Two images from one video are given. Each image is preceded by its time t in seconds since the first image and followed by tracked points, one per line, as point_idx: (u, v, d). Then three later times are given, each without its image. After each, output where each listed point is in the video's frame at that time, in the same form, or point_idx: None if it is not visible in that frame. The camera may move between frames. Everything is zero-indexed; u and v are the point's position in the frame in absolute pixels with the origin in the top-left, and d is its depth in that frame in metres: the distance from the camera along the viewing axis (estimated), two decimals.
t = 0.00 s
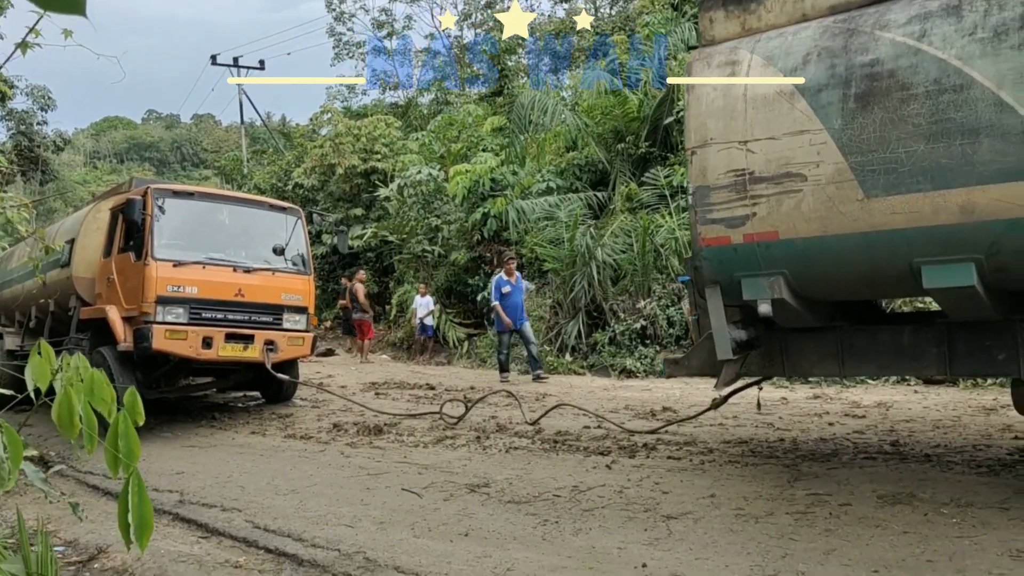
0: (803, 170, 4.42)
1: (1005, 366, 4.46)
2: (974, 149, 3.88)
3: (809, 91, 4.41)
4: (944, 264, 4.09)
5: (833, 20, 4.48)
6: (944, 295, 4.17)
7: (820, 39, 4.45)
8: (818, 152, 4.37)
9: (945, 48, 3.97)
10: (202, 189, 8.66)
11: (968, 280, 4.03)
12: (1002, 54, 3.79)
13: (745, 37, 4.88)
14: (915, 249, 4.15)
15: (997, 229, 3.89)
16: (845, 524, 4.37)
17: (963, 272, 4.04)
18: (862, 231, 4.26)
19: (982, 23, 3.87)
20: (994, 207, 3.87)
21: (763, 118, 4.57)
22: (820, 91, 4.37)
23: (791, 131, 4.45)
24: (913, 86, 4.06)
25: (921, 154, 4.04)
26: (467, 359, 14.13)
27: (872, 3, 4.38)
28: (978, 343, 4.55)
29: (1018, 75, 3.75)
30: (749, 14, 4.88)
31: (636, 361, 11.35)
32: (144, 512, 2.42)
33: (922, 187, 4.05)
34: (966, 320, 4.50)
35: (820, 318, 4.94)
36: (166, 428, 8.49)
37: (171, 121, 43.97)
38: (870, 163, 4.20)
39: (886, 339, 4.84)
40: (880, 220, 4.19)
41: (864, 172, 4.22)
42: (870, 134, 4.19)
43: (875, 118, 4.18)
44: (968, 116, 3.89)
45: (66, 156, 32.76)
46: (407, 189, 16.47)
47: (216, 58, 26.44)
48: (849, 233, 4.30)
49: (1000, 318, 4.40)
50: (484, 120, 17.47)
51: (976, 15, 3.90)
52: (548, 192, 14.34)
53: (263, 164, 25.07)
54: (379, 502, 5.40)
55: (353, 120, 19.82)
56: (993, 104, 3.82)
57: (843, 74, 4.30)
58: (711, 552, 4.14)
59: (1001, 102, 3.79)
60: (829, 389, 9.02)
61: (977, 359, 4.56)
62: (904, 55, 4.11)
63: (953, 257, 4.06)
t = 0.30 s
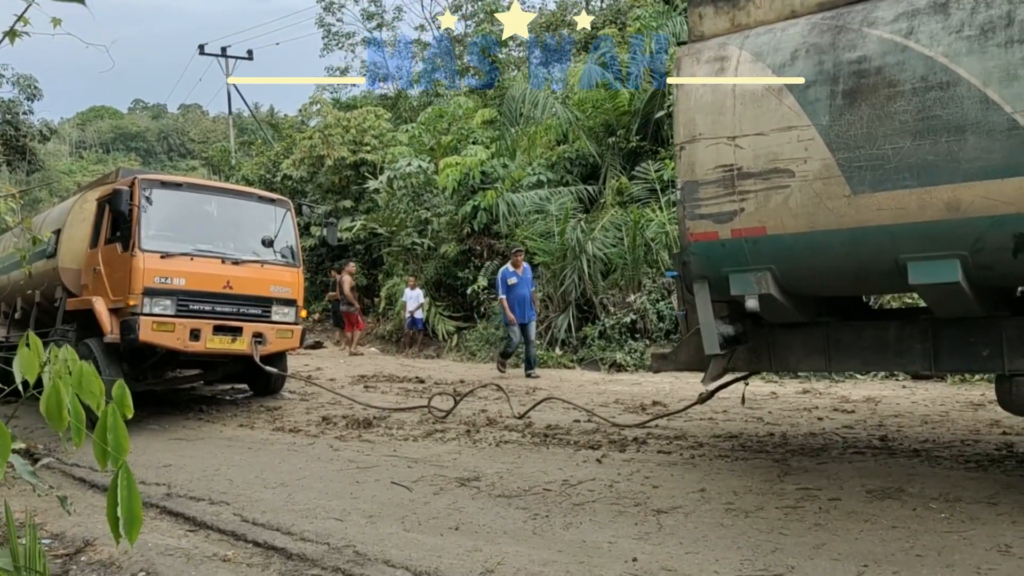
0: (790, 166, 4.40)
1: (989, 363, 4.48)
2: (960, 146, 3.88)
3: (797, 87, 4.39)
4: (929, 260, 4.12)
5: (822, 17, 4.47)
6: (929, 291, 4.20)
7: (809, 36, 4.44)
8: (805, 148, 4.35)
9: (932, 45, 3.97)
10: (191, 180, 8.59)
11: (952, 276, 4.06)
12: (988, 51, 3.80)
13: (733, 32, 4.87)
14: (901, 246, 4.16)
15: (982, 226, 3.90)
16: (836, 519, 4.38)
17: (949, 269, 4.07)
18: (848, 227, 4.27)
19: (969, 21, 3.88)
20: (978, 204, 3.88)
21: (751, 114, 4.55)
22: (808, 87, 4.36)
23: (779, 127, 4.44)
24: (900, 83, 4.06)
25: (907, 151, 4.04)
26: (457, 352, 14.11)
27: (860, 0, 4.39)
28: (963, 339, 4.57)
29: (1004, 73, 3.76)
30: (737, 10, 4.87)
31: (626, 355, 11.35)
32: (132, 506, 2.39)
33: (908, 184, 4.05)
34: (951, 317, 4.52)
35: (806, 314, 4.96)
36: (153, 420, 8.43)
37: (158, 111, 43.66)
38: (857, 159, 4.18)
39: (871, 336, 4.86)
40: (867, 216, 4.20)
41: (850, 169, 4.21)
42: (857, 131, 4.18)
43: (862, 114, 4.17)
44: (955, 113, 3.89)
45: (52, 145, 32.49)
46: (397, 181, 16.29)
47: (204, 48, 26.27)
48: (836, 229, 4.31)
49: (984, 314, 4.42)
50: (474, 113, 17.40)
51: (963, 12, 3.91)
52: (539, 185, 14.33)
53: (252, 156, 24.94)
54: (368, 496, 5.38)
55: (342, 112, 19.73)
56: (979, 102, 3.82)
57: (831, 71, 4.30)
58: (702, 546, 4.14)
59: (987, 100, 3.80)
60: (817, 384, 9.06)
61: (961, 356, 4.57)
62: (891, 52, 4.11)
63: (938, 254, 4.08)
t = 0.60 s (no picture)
0: (791, 165, 4.40)
1: (988, 362, 4.50)
2: (962, 147, 3.91)
3: (798, 87, 4.39)
4: (930, 260, 4.13)
5: (823, 16, 4.48)
6: (929, 290, 4.21)
7: (810, 35, 4.44)
8: (806, 147, 4.36)
9: (934, 45, 3.98)
10: (185, 176, 8.56)
11: (953, 276, 4.07)
12: (990, 51, 3.82)
13: (733, 31, 4.87)
14: (902, 245, 4.17)
15: (983, 226, 3.92)
16: (829, 518, 4.39)
17: (950, 269, 4.08)
18: (848, 227, 4.28)
19: (971, 20, 3.89)
20: (980, 204, 3.90)
21: (752, 113, 4.54)
22: (809, 86, 4.36)
23: (780, 126, 4.43)
24: (902, 82, 4.07)
25: (909, 150, 4.06)
26: (451, 350, 14.12)
27: None
28: (963, 340, 4.58)
29: (1006, 73, 3.78)
30: (738, 8, 4.87)
31: (620, 354, 11.36)
32: (128, 505, 2.38)
33: (910, 183, 4.06)
34: (950, 316, 4.53)
35: (806, 312, 4.97)
36: (146, 417, 8.41)
37: (151, 107, 43.55)
38: (858, 159, 4.19)
39: (870, 336, 4.87)
40: (868, 216, 4.21)
41: (852, 168, 4.22)
42: (858, 130, 4.19)
43: (864, 113, 4.17)
44: (956, 113, 3.91)
45: (45, 141, 32.39)
46: (392, 179, 16.28)
47: (198, 45, 26.20)
48: (836, 228, 4.32)
49: (984, 314, 4.44)
50: (468, 111, 17.37)
51: (965, 12, 3.92)
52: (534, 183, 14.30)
53: (246, 152, 24.89)
54: (362, 494, 5.37)
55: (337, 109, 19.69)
56: (981, 102, 3.84)
57: (832, 70, 4.30)
58: (696, 545, 4.15)
59: (989, 100, 3.82)
60: (811, 383, 9.10)
61: (960, 355, 4.59)
62: (893, 52, 4.12)
63: (939, 254, 4.10)
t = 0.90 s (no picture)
0: (798, 167, 4.41)
1: (995, 365, 4.51)
2: (971, 148, 3.91)
3: (806, 87, 4.40)
4: (939, 262, 4.12)
5: (830, 16, 4.47)
6: (938, 293, 4.20)
7: (817, 35, 4.44)
8: (814, 148, 4.37)
9: (943, 46, 3.99)
10: (181, 176, 8.54)
11: (962, 278, 4.07)
12: (1000, 52, 3.82)
13: (739, 31, 4.85)
14: (910, 247, 4.17)
15: (992, 228, 3.92)
16: (825, 519, 4.40)
17: (959, 271, 4.07)
18: (856, 228, 4.28)
19: (980, 21, 3.89)
20: (990, 206, 3.90)
21: (759, 114, 4.55)
22: (817, 87, 4.37)
23: (787, 127, 4.45)
24: (911, 83, 4.08)
25: (918, 152, 4.06)
26: (447, 350, 14.11)
27: None
28: (970, 341, 4.58)
29: (1016, 75, 3.78)
30: (744, 8, 4.85)
31: (616, 354, 11.34)
32: (122, 505, 2.38)
33: (919, 185, 4.06)
34: (957, 319, 4.53)
35: (812, 315, 4.98)
36: (141, 416, 8.39)
37: (147, 106, 43.49)
38: (867, 160, 4.20)
39: (876, 338, 4.87)
40: (876, 218, 4.21)
41: (860, 169, 4.23)
42: (866, 132, 4.20)
43: (872, 115, 4.19)
44: (966, 115, 3.92)
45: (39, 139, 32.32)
46: (388, 179, 16.33)
47: (194, 43, 26.17)
48: (845, 230, 4.32)
49: (993, 316, 4.44)
50: (465, 111, 17.36)
51: (974, 13, 3.92)
52: (530, 183, 14.34)
53: (242, 151, 24.87)
54: (358, 494, 5.36)
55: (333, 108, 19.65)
56: (991, 103, 3.84)
57: (841, 70, 4.30)
58: (691, 546, 4.15)
59: (999, 102, 3.82)
60: (806, 384, 9.12)
61: (967, 357, 4.59)
62: (902, 53, 4.12)
63: (948, 256, 4.09)
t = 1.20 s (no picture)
0: (802, 170, 4.43)
1: (998, 370, 4.50)
2: (977, 152, 3.92)
3: (811, 90, 4.42)
4: (943, 266, 4.15)
5: (834, 19, 4.47)
6: (941, 298, 4.23)
7: (822, 38, 4.44)
8: (818, 151, 4.38)
9: (950, 49, 4.00)
10: (169, 175, 8.50)
11: (966, 283, 4.09)
12: (1007, 56, 3.83)
13: (743, 33, 4.84)
14: (914, 251, 4.19)
15: (997, 233, 3.94)
16: (811, 522, 4.42)
17: (963, 276, 4.09)
18: (861, 232, 4.30)
19: (987, 25, 3.90)
20: (995, 211, 3.91)
21: (763, 117, 4.57)
22: (822, 90, 4.38)
23: (792, 130, 4.47)
24: (916, 87, 4.09)
25: (923, 156, 4.08)
26: (436, 352, 14.10)
27: (874, 3, 4.38)
28: (972, 345, 4.58)
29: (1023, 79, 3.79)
30: (747, 10, 4.84)
31: (605, 356, 11.36)
32: (108, 507, 2.36)
33: (924, 189, 4.08)
34: (959, 324, 4.53)
35: (814, 318, 4.95)
36: (127, 417, 8.35)
37: (136, 104, 43.30)
38: (871, 164, 4.22)
39: (877, 342, 4.86)
40: (881, 222, 4.23)
41: (864, 173, 4.25)
42: (871, 135, 4.21)
43: (877, 118, 4.20)
44: (972, 119, 3.93)
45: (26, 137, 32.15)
46: (378, 180, 16.24)
47: (184, 41, 26.06)
48: (849, 233, 4.33)
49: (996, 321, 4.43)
50: (457, 112, 17.36)
51: (980, 17, 3.93)
52: (520, 186, 14.32)
53: (231, 151, 24.80)
54: (346, 496, 5.34)
55: (324, 109, 19.61)
56: (997, 108, 3.86)
57: (846, 74, 4.32)
58: (678, 549, 4.15)
59: (1005, 106, 3.83)
60: (795, 387, 9.16)
61: (969, 361, 4.58)
62: (907, 56, 4.13)
63: (952, 261, 4.11)
